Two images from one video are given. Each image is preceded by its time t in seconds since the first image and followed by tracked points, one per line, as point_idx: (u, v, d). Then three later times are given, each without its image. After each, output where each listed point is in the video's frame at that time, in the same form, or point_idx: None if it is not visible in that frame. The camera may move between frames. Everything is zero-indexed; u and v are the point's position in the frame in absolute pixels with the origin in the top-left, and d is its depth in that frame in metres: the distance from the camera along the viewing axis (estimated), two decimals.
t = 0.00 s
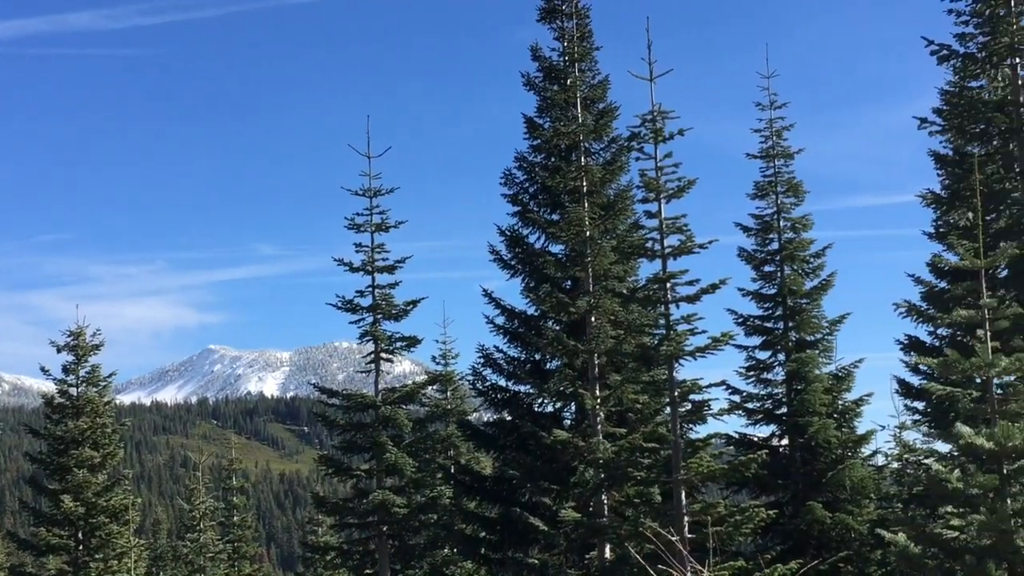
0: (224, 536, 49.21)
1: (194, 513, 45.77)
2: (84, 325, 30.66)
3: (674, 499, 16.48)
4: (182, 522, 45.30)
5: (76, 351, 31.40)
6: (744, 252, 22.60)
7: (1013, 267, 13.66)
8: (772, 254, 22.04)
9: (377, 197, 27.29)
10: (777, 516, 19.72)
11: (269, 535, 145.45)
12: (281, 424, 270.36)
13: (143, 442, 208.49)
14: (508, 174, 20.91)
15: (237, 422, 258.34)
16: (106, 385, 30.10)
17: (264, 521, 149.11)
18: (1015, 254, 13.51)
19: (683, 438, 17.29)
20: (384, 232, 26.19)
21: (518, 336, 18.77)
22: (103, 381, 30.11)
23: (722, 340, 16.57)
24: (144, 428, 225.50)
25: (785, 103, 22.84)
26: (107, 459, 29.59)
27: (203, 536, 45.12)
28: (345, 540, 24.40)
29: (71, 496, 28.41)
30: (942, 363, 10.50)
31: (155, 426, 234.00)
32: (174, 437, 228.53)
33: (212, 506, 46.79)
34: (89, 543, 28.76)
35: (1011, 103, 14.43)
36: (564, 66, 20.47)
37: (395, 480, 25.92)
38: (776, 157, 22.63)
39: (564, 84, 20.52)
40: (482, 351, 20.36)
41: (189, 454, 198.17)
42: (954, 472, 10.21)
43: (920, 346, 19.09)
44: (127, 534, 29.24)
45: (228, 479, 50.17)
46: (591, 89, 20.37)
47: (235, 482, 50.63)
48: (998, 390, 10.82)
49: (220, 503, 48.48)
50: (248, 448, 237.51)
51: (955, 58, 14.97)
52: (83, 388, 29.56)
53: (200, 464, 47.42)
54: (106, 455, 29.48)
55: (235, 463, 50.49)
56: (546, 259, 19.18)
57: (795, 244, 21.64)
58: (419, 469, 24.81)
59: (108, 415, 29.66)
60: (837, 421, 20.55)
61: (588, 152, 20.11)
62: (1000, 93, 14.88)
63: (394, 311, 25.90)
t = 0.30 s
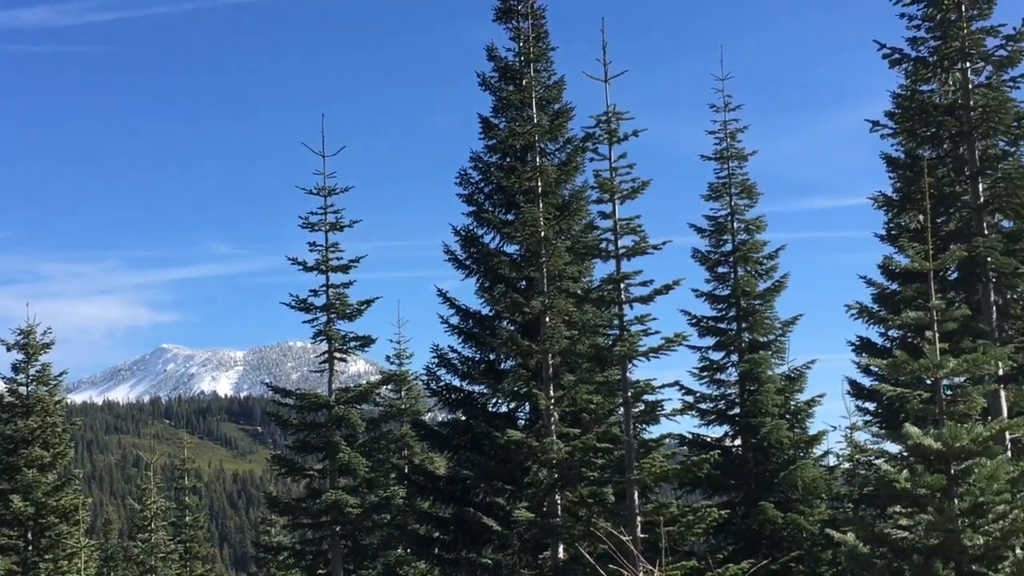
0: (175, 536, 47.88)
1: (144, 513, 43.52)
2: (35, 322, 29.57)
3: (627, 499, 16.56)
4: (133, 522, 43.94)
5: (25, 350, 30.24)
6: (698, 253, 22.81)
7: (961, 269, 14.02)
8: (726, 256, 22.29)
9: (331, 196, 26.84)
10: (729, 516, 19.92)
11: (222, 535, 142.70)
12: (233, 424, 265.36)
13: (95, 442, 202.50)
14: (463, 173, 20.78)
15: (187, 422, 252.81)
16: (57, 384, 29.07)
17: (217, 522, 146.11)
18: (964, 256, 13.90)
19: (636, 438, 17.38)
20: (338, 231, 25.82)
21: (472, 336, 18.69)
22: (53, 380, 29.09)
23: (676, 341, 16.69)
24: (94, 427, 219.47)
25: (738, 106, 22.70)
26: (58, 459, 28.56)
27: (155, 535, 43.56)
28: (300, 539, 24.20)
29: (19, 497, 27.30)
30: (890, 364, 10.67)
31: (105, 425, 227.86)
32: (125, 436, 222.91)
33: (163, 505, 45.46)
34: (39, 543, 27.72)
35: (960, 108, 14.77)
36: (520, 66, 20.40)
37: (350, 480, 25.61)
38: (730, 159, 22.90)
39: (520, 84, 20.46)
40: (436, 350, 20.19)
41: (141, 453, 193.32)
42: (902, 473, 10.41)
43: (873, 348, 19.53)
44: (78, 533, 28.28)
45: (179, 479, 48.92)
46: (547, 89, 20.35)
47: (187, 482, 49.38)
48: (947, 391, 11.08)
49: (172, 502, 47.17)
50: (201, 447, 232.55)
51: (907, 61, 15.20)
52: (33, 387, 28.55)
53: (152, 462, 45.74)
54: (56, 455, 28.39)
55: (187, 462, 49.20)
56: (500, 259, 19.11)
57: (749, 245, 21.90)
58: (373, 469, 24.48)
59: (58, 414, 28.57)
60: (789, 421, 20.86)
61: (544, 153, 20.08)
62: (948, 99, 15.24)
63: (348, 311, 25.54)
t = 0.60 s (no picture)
0: (128, 539, 46.55)
1: (96, 514, 42.27)
2: None
3: (583, 501, 16.57)
4: (85, 525, 42.62)
5: None
6: (655, 256, 22.98)
7: (914, 272, 14.32)
8: (683, 259, 22.49)
9: (289, 197, 26.41)
10: (684, 518, 20.07)
11: (177, 538, 139.49)
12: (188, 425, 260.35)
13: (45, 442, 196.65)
14: (421, 174, 20.64)
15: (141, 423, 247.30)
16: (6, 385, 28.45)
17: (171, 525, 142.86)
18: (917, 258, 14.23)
19: (592, 440, 17.44)
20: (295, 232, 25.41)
21: (428, 338, 18.57)
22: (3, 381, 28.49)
23: (631, 344, 16.76)
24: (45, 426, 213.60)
25: (695, 108, 22.96)
26: (8, 459, 27.16)
27: (107, 538, 42.12)
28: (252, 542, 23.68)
29: None
30: (844, 366, 10.83)
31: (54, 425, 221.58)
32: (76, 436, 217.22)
33: (116, 507, 44.20)
34: None
35: (915, 114, 15.04)
36: (479, 68, 20.33)
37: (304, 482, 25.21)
38: (687, 163, 23.15)
39: (478, 86, 20.39)
40: (392, 351, 20.01)
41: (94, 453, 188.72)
42: (854, 475, 10.55)
43: (829, 351, 19.74)
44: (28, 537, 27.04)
45: (133, 481, 47.69)
46: (504, 91, 20.30)
47: (141, 484, 48.15)
48: (900, 394, 11.28)
49: (126, 504, 45.87)
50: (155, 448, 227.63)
51: (861, 67, 15.43)
52: None
53: (105, 464, 44.30)
54: (7, 455, 27.06)
55: (141, 463, 47.95)
56: (457, 261, 19.03)
57: (704, 248, 22.14)
58: (328, 471, 24.05)
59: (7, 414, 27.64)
60: (744, 424, 21.11)
61: (501, 155, 20.03)
62: (903, 104, 15.49)
63: (304, 312, 25.12)
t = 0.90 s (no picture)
0: (78, 541, 45.07)
1: (46, 516, 40.84)
2: None
3: (536, 503, 16.53)
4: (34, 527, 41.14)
5: None
6: (611, 258, 23.09)
7: (868, 276, 14.55)
8: (638, 262, 22.64)
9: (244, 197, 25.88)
10: (638, 520, 20.17)
11: (128, 539, 135.83)
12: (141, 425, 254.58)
13: None
14: (377, 175, 20.44)
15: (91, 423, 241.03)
16: None
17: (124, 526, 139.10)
18: (870, 263, 14.42)
19: (546, 442, 17.44)
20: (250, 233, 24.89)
21: (383, 339, 18.38)
22: None
23: (586, 346, 16.80)
24: None
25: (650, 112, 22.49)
26: None
27: (57, 539, 40.05)
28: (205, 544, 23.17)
29: None
30: (796, 370, 11.01)
31: None
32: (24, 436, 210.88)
33: (67, 508, 42.77)
34: None
35: (868, 119, 15.29)
36: (435, 69, 20.21)
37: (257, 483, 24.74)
38: (643, 166, 23.31)
39: (435, 88, 20.27)
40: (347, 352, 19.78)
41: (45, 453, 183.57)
42: (805, 478, 10.69)
43: (781, 355, 20.09)
44: None
45: (84, 482, 46.28)
46: (461, 93, 20.17)
47: (93, 485, 46.76)
48: (851, 397, 11.45)
49: (77, 506, 44.43)
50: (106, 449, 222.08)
51: (816, 72, 15.67)
52: None
53: (55, 464, 42.50)
54: None
55: (93, 464, 46.53)
56: (413, 262, 18.83)
57: (660, 251, 22.31)
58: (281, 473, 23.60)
59: None
60: (698, 426, 21.29)
61: (457, 156, 19.90)
62: (856, 110, 15.75)
63: (258, 312, 24.61)
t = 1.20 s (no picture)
0: (27, 540, 43.55)
1: None
2: None
3: (490, 501, 16.47)
4: None
5: None
6: (566, 258, 23.14)
7: (821, 278, 14.80)
8: (593, 261, 22.73)
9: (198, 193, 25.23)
10: (591, 519, 20.25)
11: (80, 537, 132.57)
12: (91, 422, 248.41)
13: None
14: (333, 171, 20.22)
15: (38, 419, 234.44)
16: None
17: (75, 523, 135.72)
18: (823, 265, 14.69)
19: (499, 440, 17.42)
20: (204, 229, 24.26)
21: (336, 336, 18.20)
22: None
23: (541, 345, 16.80)
24: None
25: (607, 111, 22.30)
26: None
27: (5, 537, 38.46)
28: (157, 541, 22.55)
29: None
30: (749, 369, 11.12)
31: None
32: None
33: (16, 506, 41.30)
34: None
35: (823, 121, 15.53)
36: (392, 67, 20.03)
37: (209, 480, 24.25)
38: (599, 166, 23.40)
39: (391, 85, 20.07)
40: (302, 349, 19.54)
41: None
42: (756, 477, 10.83)
43: (735, 355, 20.34)
44: None
45: (34, 479, 44.76)
46: (418, 90, 19.98)
47: (42, 483, 45.26)
48: (804, 397, 11.60)
49: (25, 504, 42.94)
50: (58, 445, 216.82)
51: (771, 74, 15.89)
52: None
53: (3, 460, 41.02)
54: None
55: (42, 460, 45.04)
56: (368, 260, 18.63)
57: (615, 251, 22.45)
58: (234, 470, 23.14)
59: None
60: (652, 426, 21.45)
61: (414, 154, 19.72)
62: (811, 112, 16.20)
63: (213, 309, 24.05)
